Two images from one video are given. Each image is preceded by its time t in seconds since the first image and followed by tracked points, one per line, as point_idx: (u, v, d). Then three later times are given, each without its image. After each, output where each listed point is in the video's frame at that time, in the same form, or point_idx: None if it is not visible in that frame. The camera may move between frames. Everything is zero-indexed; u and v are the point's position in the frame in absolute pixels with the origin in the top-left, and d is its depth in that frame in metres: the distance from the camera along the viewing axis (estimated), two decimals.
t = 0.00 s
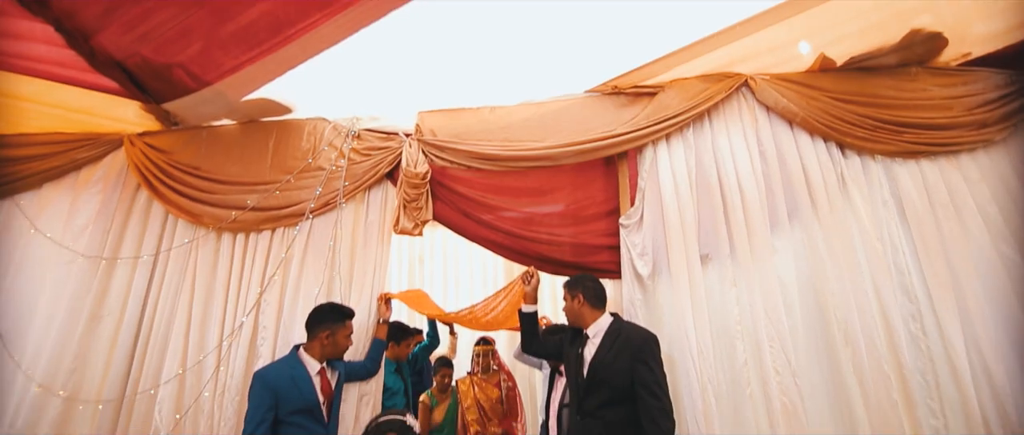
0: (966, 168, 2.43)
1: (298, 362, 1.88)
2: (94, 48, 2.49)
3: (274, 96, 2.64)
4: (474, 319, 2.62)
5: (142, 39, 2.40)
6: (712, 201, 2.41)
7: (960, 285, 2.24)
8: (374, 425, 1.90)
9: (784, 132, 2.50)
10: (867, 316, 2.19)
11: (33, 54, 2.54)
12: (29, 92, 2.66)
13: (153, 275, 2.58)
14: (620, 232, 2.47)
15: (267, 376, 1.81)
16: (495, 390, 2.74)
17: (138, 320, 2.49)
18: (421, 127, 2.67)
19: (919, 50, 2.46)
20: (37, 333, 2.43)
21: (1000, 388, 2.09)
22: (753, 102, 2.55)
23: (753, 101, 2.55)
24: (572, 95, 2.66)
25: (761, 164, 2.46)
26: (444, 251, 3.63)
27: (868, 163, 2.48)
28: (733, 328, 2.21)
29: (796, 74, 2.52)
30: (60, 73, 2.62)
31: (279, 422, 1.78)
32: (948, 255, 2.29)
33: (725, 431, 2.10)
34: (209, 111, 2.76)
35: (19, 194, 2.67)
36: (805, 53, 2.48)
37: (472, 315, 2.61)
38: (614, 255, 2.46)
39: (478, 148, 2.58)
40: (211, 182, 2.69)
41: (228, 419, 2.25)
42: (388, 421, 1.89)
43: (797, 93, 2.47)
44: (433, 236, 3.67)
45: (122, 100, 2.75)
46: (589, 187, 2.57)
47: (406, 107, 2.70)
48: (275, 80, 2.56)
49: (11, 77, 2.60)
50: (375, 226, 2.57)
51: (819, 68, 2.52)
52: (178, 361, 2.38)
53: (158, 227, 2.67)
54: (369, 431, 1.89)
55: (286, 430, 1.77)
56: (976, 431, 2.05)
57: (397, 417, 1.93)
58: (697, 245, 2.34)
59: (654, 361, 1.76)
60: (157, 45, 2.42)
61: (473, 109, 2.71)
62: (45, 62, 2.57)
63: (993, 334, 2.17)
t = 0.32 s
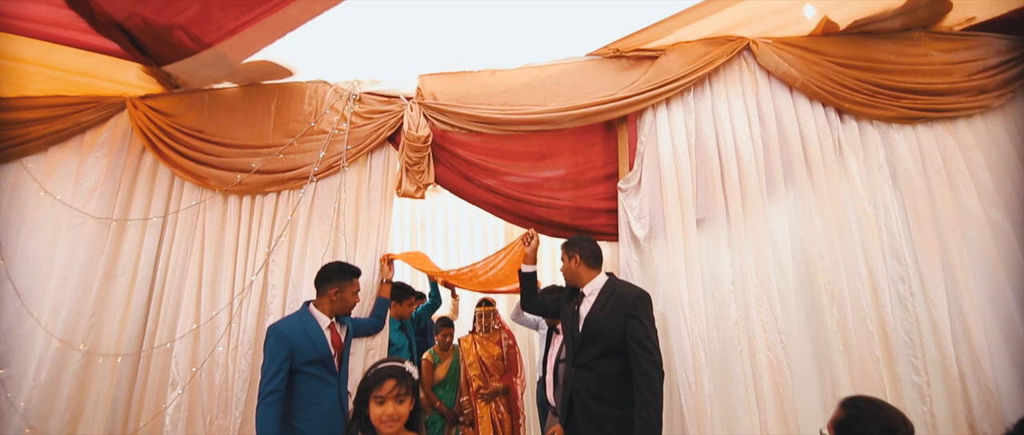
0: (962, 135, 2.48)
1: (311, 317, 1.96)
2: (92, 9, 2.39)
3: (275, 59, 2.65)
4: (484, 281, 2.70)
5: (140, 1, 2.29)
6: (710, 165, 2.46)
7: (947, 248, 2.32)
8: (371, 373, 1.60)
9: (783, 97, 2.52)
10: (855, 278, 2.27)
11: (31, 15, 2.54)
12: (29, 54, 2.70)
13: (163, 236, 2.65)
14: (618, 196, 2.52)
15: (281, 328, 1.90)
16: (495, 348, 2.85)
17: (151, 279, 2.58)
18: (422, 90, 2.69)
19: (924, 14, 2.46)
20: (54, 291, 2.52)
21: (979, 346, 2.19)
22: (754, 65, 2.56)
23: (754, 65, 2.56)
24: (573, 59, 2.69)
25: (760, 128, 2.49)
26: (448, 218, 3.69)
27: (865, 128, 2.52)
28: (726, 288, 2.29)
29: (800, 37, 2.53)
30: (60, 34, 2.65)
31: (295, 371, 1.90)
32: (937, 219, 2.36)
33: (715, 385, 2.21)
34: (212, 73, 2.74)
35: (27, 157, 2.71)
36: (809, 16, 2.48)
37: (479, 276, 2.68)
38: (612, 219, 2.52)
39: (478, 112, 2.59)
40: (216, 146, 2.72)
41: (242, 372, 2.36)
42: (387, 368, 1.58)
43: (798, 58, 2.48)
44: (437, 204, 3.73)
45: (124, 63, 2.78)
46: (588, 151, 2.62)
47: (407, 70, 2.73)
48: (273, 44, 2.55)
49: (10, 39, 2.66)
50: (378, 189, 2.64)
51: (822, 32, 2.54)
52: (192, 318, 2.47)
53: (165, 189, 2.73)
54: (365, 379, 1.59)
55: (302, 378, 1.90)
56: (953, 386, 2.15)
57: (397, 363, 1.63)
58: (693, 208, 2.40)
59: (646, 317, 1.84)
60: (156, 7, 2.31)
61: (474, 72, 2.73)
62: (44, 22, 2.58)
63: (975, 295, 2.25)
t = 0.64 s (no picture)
0: (955, 107, 2.52)
1: (318, 280, 2.05)
2: None
3: (274, 28, 2.65)
4: (483, 254, 2.76)
5: None
6: (705, 136, 2.50)
7: (934, 218, 2.38)
8: (371, 330, 1.62)
9: (781, 67, 2.55)
10: (843, 248, 2.34)
11: None
12: (27, 23, 2.73)
13: (170, 204, 2.70)
14: (615, 166, 2.56)
15: (292, 292, 1.98)
16: (499, 314, 2.92)
17: (160, 246, 2.64)
18: (422, 60, 2.71)
19: None
20: (67, 257, 2.60)
21: (959, 312, 2.27)
22: (753, 36, 2.58)
23: (753, 35, 2.58)
24: (572, 28, 2.71)
25: (756, 99, 2.53)
26: (450, 188, 3.75)
27: (861, 98, 2.54)
28: (720, 256, 2.37)
29: (798, 8, 2.55)
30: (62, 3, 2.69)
31: (305, 331, 1.99)
32: (926, 190, 2.42)
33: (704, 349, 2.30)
34: (209, 42, 2.72)
35: (31, 126, 2.76)
36: None
37: (479, 247, 2.75)
38: (608, 188, 2.58)
39: (477, 81, 2.63)
40: (218, 115, 2.74)
41: (251, 335, 2.45)
42: (387, 324, 1.59)
43: (797, 29, 2.51)
44: (437, 174, 3.78)
45: (124, 31, 2.80)
46: (587, 121, 2.65)
47: (407, 39, 2.75)
48: (273, 12, 2.54)
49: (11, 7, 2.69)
50: (379, 159, 2.68)
51: (821, 2, 2.55)
52: (201, 283, 2.56)
53: (170, 158, 2.75)
54: (366, 336, 1.61)
55: (312, 338, 1.99)
56: (933, 350, 2.25)
57: (398, 321, 1.64)
58: (688, 178, 2.46)
59: (637, 281, 1.93)
60: None
61: (474, 41, 2.74)
62: None
63: (959, 264, 2.33)
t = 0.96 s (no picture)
0: (952, 83, 2.51)
1: (324, 249, 2.12)
2: None
3: None
4: (484, 227, 2.82)
5: None
6: (705, 110, 2.54)
7: (925, 192, 2.42)
8: (373, 296, 1.65)
9: (781, 41, 2.57)
10: (834, 222, 2.40)
11: None
12: None
13: (175, 176, 2.73)
14: (614, 139, 2.59)
15: (299, 261, 2.06)
16: (502, 286, 2.97)
17: (167, 217, 2.69)
18: (422, 32, 2.70)
19: None
20: (76, 228, 2.66)
21: (945, 284, 2.33)
22: (754, 8, 2.59)
23: (754, 8, 2.59)
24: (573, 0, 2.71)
25: (755, 72, 2.55)
26: (453, 162, 3.79)
27: (860, 73, 2.56)
28: (716, 227, 2.43)
29: None
30: None
31: (313, 298, 2.07)
32: (920, 165, 2.44)
33: (697, 318, 2.37)
34: (207, 14, 2.72)
35: (33, 98, 2.79)
36: None
37: (479, 221, 2.81)
38: (607, 162, 2.61)
39: (477, 54, 2.64)
40: (219, 87, 2.74)
41: (259, 302, 2.53)
42: (389, 291, 1.61)
43: (798, 2, 2.52)
44: (437, 147, 3.81)
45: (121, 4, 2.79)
46: (586, 94, 2.67)
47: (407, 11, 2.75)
48: None
49: None
50: (380, 131, 2.71)
51: None
52: (208, 253, 2.62)
53: (172, 131, 2.77)
54: (366, 301, 1.63)
55: (319, 305, 2.07)
56: (917, 320, 2.32)
57: (400, 286, 1.66)
58: (685, 152, 2.50)
59: (631, 250, 1.98)
60: None
61: (474, 13, 2.74)
62: None
63: (947, 237, 2.38)
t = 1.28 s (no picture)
0: (952, 57, 2.51)
1: (329, 221, 2.17)
2: None
3: None
4: (487, 199, 2.86)
5: None
6: (705, 84, 2.55)
7: (920, 166, 2.46)
8: (379, 264, 1.64)
9: (783, 14, 2.56)
10: (830, 196, 2.43)
11: None
12: None
13: (178, 149, 2.76)
14: (614, 113, 2.61)
15: (305, 231, 2.11)
16: (502, 259, 3.03)
17: (172, 189, 2.73)
18: (422, 4, 2.70)
19: None
20: (84, 199, 2.70)
21: (935, 257, 2.38)
22: None
23: None
24: None
25: (756, 46, 2.56)
26: (455, 134, 3.83)
27: (861, 46, 2.55)
28: (713, 201, 2.47)
29: None
30: None
31: (319, 266, 2.13)
32: (915, 141, 2.47)
33: (693, 291, 2.43)
34: None
35: (33, 71, 2.77)
36: None
37: (482, 195, 2.83)
38: (606, 135, 2.64)
39: (477, 26, 2.64)
40: (219, 59, 2.74)
41: (265, 272, 2.59)
42: (394, 258, 1.61)
43: None
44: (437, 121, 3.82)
45: None
46: (587, 68, 2.68)
47: None
48: None
49: None
50: (380, 103, 2.73)
51: None
52: (214, 225, 2.67)
53: (174, 104, 2.78)
54: (372, 269, 1.62)
55: (325, 274, 2.14)
56: (905, 292, 2.38)
57: (406, 255, 1.65)
58: (684, 126, 2.52)
59: (627, 222, 2.03)
60: None
61: None
62: None
63: (938, 210, 2.42)
